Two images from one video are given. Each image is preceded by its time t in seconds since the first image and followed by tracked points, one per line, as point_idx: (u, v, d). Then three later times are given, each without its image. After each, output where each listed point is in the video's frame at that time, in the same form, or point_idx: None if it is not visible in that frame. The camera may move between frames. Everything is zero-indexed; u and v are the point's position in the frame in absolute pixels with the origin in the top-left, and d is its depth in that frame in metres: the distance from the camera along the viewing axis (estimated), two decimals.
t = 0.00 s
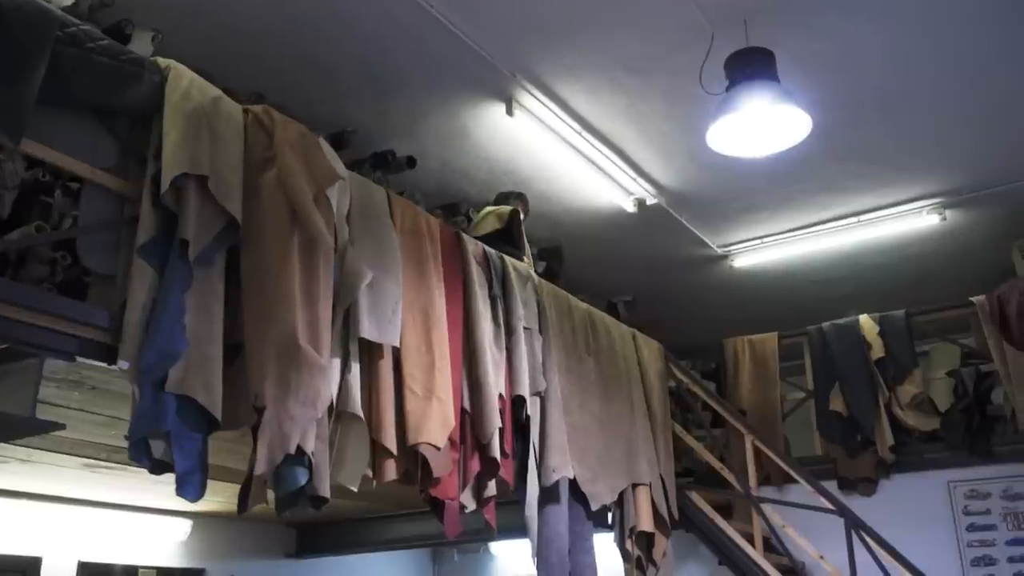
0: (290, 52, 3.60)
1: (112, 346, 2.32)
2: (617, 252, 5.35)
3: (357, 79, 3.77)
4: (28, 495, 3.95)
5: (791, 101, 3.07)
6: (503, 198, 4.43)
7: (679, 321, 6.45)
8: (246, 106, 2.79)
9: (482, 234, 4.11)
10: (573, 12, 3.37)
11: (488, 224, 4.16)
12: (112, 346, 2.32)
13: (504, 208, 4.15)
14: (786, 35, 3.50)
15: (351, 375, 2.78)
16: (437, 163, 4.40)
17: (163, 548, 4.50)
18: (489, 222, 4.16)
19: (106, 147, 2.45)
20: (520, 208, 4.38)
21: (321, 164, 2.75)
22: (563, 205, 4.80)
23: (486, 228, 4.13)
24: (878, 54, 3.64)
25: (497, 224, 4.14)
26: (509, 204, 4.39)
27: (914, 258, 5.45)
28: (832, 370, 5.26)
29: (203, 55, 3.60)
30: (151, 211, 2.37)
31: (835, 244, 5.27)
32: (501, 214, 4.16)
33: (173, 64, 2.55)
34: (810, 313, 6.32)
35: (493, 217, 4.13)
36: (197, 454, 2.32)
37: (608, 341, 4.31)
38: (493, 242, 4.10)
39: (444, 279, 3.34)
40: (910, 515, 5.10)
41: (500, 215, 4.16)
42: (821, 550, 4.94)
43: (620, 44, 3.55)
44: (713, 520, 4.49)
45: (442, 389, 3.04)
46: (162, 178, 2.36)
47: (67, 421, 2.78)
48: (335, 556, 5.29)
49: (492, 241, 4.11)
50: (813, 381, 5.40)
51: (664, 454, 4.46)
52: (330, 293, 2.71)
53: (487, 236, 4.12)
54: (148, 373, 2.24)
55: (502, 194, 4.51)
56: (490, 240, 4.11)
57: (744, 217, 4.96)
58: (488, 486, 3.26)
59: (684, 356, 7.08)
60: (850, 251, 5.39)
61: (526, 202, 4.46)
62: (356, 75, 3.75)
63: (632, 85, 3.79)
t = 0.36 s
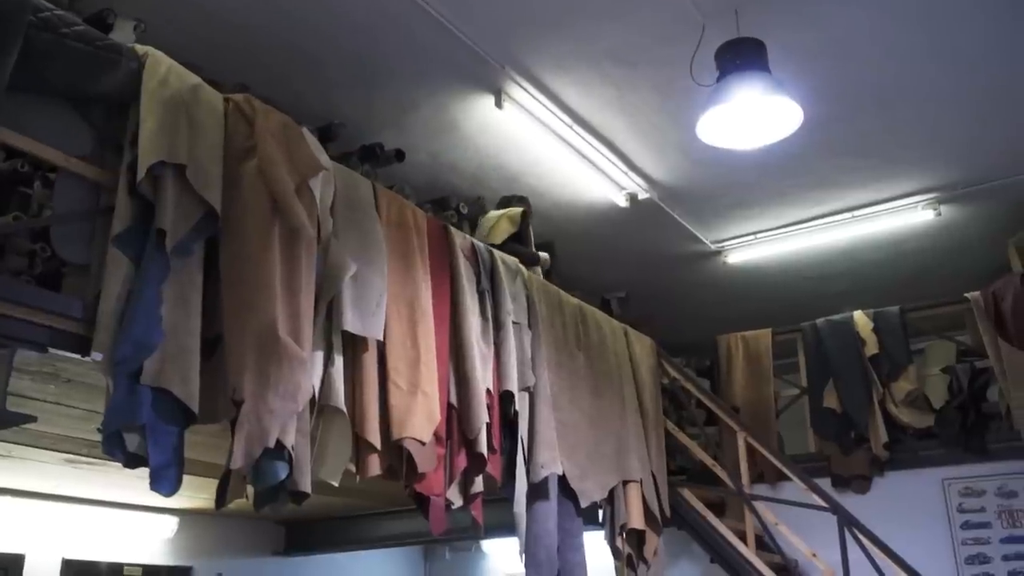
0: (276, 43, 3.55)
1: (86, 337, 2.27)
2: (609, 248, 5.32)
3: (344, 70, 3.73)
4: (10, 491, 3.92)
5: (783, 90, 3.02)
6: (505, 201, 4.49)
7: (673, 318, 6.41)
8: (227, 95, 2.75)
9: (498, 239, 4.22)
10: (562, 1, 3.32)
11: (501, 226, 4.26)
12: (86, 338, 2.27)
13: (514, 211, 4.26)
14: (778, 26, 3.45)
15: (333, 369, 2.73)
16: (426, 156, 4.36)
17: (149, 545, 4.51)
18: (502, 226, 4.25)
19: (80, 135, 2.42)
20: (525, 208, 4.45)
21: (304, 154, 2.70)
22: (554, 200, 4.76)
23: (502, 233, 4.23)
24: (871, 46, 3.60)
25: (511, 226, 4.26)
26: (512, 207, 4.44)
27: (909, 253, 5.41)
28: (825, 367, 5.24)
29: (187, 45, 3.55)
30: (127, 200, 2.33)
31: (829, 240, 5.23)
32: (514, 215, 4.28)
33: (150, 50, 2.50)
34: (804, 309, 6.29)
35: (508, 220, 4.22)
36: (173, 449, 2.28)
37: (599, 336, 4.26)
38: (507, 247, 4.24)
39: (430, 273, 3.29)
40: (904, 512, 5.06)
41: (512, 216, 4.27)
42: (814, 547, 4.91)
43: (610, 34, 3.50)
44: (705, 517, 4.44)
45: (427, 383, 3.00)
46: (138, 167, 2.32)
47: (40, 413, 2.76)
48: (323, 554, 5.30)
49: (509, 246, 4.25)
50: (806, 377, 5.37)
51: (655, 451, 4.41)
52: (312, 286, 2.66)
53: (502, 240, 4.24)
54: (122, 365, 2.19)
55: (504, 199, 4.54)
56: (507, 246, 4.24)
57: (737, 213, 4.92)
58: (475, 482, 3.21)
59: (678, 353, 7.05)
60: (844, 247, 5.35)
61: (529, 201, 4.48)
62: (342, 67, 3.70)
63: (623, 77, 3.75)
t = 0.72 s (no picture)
0: (262, 31, 3.49)
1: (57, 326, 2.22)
2: (603, 243, 5.27)
3: (330, 61, 3.67)
4: None
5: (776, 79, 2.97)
6: (505, 203, 4.55)
7: (668, 315, 6.36)
8: (207, 82, 2.69)
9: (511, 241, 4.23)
10: None
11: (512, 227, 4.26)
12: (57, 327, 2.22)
13: (524, 212, 4.28)
14: (771, 15, 3.40)
15: (316, 361, 2.68)
16: (416, 149, 4.31)
17: (135, 543, 4.50)
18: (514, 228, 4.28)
19: (53, 121, 2.37)
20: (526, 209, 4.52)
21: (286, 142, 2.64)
22: (546, 193, 4.71)
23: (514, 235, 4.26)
24: (864, 35, 3.54)
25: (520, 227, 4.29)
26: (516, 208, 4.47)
27: (905, 248, 5.36)
28: (820, 363, 5.20)
29: (171, 34, 3.50)
30: (101, 186, 2.27)
31: (824, 234, 5.18)
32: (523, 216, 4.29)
33: (126, 34, 2.45)
34: (800, 305, 6.25)
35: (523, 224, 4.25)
36: (148, 441, 2.22)
37: (590, 331, 4.21)
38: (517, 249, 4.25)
39: (417, 264, 3.24)
40: (899, 509, 5.02)
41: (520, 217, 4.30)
42: (808, 545, 4.86)
43: (600, 24, 3.45)
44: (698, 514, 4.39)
45: (412, 376, 2.94)
46: (112, 152, 2.26)
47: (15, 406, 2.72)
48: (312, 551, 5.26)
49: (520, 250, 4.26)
50: (801, 373, 5.32)
51: (647, 447, 4.36)
52: (294, 275, 2.60)
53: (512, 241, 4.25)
54: (95, 354, 2.13)
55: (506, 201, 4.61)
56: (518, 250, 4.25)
57: (730, 207, 4.87)
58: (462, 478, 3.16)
59: (673, 350, 7.01)
60: (839, 242, 5.30)
61: (534, 205, 4.63)
62: (329, 57, 3.65)
63: (613, 67, 3.69)
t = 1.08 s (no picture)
0: (246, 19, 3.43)
1: (25, 315, 2.16)
2: (595, 238, 5.21)
3: (317, 50, 3.61)
4: None
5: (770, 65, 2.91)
6: (514, 209, 4.58)
7: (663, 311, 6.31)
8: (185, 66, 2.63)
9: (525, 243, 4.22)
10: None
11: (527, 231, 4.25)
12: (26, 315, 2.16)
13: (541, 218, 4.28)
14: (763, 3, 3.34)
15: (297, 352, 2.61)
16: (405, 140, 4.25)
17: (119, 539, 4.46)
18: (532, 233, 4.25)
19: (23, 103, 2.30)
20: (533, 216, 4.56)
21: (265, 127, 2.57)
22: (537, 186, 4.65)
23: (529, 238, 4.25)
24: (858, 25, 3.48)
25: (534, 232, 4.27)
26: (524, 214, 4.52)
27: (901, 243, 5.30)
28: (815, 359, 5.15)
29: (154, 22, 3.44)
30: (71, 170, 2.21)
31: (818, 229, 5.12)
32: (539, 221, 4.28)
33: (100, 17, 2.40)
34: (795, 301, 6.19)
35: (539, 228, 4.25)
36: (119, 433, 2.16)
37: (581, 325, 4.15)
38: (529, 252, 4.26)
39: (402, 255, 3.18)
40: (894, 506, 4.97)
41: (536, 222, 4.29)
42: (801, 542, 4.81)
43: (590, 11, 3.38)
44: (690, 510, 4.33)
45: (396, 368, 2.88)
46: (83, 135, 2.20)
47: None
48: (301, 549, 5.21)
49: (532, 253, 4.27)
50: (795, 369, 5.27)
51: (639, 442, 4.31)
52: (273, 264, 2.54)
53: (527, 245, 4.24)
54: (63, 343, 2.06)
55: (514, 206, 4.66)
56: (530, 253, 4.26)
57: (724, 200, 4.81)
58: (448, 473, 3.09)
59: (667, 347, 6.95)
60: (834, 237, 5.25)
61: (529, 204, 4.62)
62: (315, 45, 3.58)
63: (604, 56, 3.63)
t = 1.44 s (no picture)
0: (229, 6, 3.37)
1: None
2: (588, 232, 5.16)
3: (303, 38, 3.55)
4: None
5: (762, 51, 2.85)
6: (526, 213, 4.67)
7: (657, 306, 6.26)
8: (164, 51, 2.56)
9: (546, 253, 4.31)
10: None
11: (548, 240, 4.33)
12: None
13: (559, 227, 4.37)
14: None
15: (278, 342, 2.55)
16: (394, 132, 4.19)
17: (103, 536, 4.40)
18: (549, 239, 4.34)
19: None
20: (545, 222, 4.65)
21: (245, 112, 2.51)
22: (529, 179, 4.60)
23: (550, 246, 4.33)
24: (853, 14, 3.42)
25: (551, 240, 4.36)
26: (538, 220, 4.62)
27: (896, 237, 5.25)
28: (809, 354, 5.08)
29: (135, 10, 3.38)
30: (41, 155, 2.15)
31: (813, 223, 5.07)
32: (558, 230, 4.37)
33: None
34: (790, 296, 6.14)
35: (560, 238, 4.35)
36: (91, 425, 2.10)
37: (572, 319, 4.10)
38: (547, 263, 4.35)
39: (387, 246, 3.11)
40: (889, 503, 4.92)
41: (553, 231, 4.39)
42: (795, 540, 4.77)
43: None
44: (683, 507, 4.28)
45: (380, 361, 2.83)
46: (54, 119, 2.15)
47: None
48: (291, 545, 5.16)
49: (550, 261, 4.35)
50: (790, 364, 5.21)
51: (631, 438, 4.25)
52: (253, 253, 2.48)
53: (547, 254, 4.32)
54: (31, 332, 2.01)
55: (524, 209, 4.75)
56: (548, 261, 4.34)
57: (718, 194, 4.76)
58: (434, 468, 3.03)
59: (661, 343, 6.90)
60: (830, 231, 5.20)
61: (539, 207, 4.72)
62: (301, 33, 3.52)
63: (594, 45, 3.57)
